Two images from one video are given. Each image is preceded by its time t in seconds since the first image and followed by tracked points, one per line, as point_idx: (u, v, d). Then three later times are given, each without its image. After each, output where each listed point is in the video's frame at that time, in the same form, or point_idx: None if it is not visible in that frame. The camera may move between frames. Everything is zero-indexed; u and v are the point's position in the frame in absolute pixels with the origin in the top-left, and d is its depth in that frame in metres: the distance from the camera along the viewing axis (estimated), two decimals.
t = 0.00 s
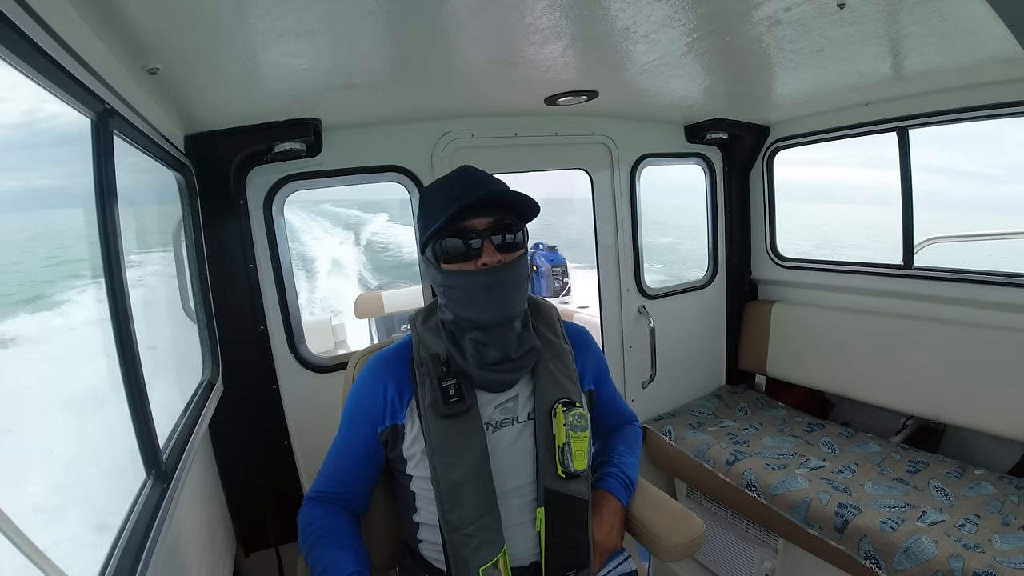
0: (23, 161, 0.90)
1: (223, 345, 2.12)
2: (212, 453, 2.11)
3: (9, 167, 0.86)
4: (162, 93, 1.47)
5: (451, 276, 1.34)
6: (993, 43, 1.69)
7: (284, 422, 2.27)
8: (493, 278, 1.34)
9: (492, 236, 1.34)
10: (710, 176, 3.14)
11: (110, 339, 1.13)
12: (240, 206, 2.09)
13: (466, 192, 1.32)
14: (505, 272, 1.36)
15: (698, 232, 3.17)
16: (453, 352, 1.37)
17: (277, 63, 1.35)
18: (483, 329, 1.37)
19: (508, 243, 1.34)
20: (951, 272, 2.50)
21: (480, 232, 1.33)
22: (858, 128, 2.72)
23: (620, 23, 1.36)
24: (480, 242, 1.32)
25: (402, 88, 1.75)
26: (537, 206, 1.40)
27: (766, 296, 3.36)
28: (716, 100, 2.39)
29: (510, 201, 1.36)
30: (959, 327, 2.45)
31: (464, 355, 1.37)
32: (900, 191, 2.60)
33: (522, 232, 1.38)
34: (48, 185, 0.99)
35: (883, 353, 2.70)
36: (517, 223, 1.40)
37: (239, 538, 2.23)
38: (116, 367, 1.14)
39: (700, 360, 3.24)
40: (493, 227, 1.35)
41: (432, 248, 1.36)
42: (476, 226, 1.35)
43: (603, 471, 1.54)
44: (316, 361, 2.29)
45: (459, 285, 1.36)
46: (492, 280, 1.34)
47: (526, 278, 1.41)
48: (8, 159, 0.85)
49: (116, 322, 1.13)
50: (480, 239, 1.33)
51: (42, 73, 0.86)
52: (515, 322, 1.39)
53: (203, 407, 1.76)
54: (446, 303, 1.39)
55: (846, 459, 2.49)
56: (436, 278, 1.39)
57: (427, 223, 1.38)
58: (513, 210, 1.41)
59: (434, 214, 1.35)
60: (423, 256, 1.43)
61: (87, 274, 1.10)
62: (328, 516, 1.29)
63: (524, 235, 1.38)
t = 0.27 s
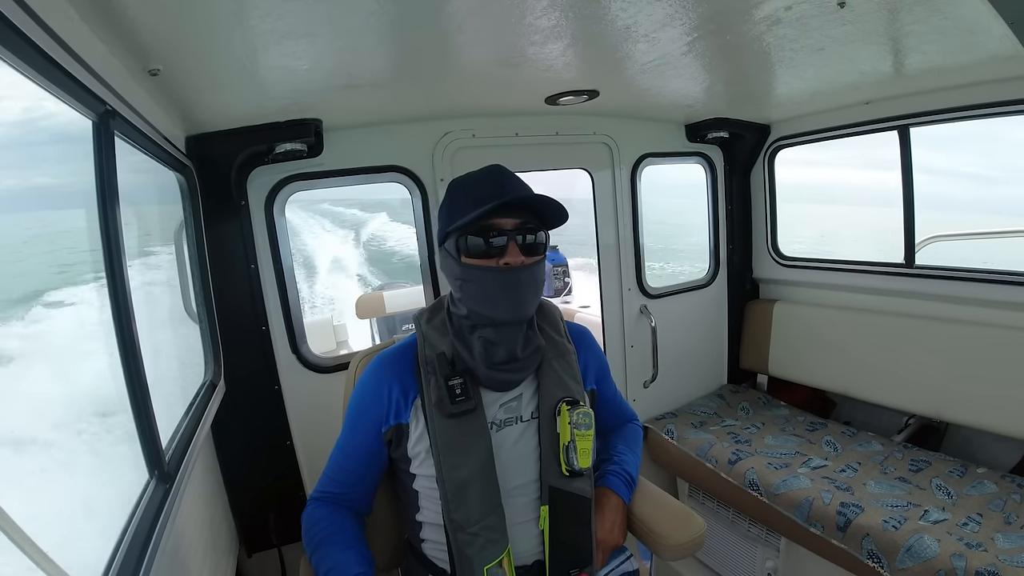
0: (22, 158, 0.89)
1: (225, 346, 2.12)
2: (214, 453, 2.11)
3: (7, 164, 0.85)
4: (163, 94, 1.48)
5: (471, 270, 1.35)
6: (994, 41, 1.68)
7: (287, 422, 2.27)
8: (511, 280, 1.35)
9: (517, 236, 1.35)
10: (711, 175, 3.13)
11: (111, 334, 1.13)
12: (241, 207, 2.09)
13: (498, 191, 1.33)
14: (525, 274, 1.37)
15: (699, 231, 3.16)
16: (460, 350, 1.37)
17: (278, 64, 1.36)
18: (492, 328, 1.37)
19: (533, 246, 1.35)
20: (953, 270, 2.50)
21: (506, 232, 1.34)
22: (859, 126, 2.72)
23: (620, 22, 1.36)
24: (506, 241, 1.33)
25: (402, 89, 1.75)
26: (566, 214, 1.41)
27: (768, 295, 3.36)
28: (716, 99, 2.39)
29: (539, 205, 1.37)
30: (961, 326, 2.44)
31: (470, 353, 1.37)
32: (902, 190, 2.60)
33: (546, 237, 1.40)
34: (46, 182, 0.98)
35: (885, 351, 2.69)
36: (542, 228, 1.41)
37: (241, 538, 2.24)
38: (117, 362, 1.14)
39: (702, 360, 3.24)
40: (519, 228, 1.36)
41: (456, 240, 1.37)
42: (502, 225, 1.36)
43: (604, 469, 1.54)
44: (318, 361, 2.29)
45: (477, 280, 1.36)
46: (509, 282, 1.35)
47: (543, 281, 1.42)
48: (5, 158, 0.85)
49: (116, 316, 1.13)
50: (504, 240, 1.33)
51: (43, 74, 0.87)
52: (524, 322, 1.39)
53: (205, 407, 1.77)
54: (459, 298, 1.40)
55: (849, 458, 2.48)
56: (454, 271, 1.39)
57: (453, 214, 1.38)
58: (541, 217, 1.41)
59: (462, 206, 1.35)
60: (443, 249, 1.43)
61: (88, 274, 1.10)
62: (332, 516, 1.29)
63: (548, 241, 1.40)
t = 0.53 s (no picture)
0: (18, 157, 0.88)
1: (228, 351, 2.12)
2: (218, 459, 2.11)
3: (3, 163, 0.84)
4: (164, 101, 1.48)
5: (471, 271, 1.34)
6: (994, 37, 1.68)
7: (289, 427, 2.27)
8: (510, 284, 1.35)
9: (517, 239, 1.35)
10: (711, 175, 3.13)
11: (113, 342, 1.13)
12: (242, 213, 2.10)
13: (499, 193, 1.33)
14: (524, 276, 1.36)
15: (700, 231, 3.16)
16: (457, 355, 1.37)
17: (277, 70, 1.36)
18: (490, 331, 1.37)
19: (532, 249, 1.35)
20: (955, 267, 2.49)
21: (506, 233, 1.34)
22: (859, 124, 2.71)
23: (618, 24, 1.36)
24: (505, 243, 1.33)
25: (401, 93, 1.75)
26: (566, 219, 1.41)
27: (770, 294, 3.35)
28: (716, 99, 2.39)
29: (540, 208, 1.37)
30: (964, 322, 2.44)
31: (467, 357, 1.37)
32: (903, 187, 2.59)
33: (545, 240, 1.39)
34: (42, 181, 0.97)
35: (888, 349, 2.69)
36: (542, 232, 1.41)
37: (245, 544, 2.24)
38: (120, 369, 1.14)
39: (705, 360, 3.23)
40: (519, 231, 1.36)
41: (455, 241, 1.37)
42: (503, 227, 1.36)
43: (605, 472, 1.54)
44: (320, 366, 2.29)
45: (476, 282, 1.36)
46: (507, 285, 1.35)
47: (542, 284, 1.42)
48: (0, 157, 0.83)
49: (121, 335, 1.13)
50: (504, 242, 1.33)
51: (44, 83, 0.87)
52: (521, 325, 1.39)
53: (208, 412, 1.77)
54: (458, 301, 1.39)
55: (852, 457, 2.48)
56: (453, 272, 1.38)
57: (454, 214, 1.38)
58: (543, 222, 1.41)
59: (463, 207, 1.35)
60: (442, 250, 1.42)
61: (91, 283, 1.10)
62: (333, 522, 1.29)
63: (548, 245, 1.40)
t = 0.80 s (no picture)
0: (19, 159, 0.88)
1: (229, 350, 2.13)
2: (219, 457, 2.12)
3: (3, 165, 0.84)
4: (166, 99, 1.49)
5: (453, 270, 1.35)
6: (994, 39, 1.68)
7: (290, 426, 2.28)
8: (493, 280, 1.35)
9: (497, 235, 1.35)
10: (713, 176, 3.13)
11: (115, 342, 1.14)
12: (244, 211, 2.10)
13: (475, 191, 1.33)
14: (507, 271, 1.36)
15: (701, 232, 3.16)
16: (450, 352, 1.38)
17: (280, 69, 1.36)
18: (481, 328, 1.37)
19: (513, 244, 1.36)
20: (957, 270, 2.49)
21: (486, 230, 1.35)
22: (861, 126, 2.71)
23: (620, 24, 1.36)
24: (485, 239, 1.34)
25: (404, 92, 1.76)
26: (545, 211, 1.41)
27: (771, 295, 3.35)
28: (718, 100, 2.39)
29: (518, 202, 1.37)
30: (965, 325, 2.43)
31: (460, 354, 1.37)
32: (904, 189, 2.59)
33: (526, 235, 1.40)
34: (39, 183, 0.96)
35: (889, 351, 2.68)
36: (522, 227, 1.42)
37: (246, 542, 2.25)
38: (122, 369, 1.15)
39: (705, 361, 3.23)
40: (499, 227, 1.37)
41: (437, 242, 1.37)
42: (482, 225, 1.36)
43: (604, 471, 1.54)
44: (321, 365, 2.30)
45: (460, 280, 1.36)
46: (491, 281, 1.35)
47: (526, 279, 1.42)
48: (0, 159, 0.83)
49: (121, 330, 1.14)
50: (485, 239, 1.34)
51: (46, 80, 0.87)
52: (513, 321, 1.39)
53: (209, 411, 1.78)
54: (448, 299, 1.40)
55: (853, 459, 2.48)
56: (437, 273, 1.39)
57: (434, 215, 1.39)
58: (523, 216, 1.42)
59: (442, 208, 1.36)
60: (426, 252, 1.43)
61: (94, 280, 1.11)
62: (332, 518, 1.30)
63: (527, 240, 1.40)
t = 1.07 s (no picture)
0: (15, 161, 0.86)
1: (227, 348, 2.12)
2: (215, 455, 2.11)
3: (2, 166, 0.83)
4: (167, 96, 1.48)
5: (463, 268, 1.35)
6: (994, 43, 1.68)
7: (288, 423, 2.27)
8: (503, 278, 1.35)
9: (507, 232, 1.36)
10: (713, 178, 3.13)
11: (114, 339, 1.14)
12: (243, 209, 2.10)
13: (484, 188, 1.34)
14: (517, 268, 1.37)
15: (701, 234, 3.16)
16: (458, 353, 1.37)
17: (281, 66, 1.36)
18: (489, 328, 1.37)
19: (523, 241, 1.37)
20: (955, 273, 2.49)
21: (496, 228, 1.35)
22: (861, 129, 2.71)
23: (622, 25, 1.36)
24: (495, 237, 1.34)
25: (405, 91, 1.75)
26: (555, 207, 1.42)
27: (770, 297, 3.35)
28: (718, 102, 2.39)
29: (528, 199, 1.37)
30: (964, 329, 2.44)
31: (468, 355, 1.37)
32: (903, 192, 2.60)
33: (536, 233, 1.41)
34: (36, 185, 0.95)
35: (887, 354, 2.69)
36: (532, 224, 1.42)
37: (242, 540, 2.24)
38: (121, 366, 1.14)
39: (704, 363, 3.24)
40: (509, 224, 1.37)
41: (446, 240, 1.38)
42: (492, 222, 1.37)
43: (609, 475, 1.54)
44: (319, 363, 2.29)
45: (470, 278, 1.36)
46: (501, 279, 1.35)
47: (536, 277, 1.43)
48: None
49: (121, 328, 1.13)
50: (494, 237, 1.35)
51: (46, 76, 0.87)
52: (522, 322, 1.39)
53: (206, 409, 1.77)
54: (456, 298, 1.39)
55: (851, 461, 2.48)
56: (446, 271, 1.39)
57: (441, 214, 1.39)
58: (531, 212, 1.42)
59: (452, 206, 1.36)
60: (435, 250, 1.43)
61: (92, 276, 1.10)
62: (333, 519, 1.29)
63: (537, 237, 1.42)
